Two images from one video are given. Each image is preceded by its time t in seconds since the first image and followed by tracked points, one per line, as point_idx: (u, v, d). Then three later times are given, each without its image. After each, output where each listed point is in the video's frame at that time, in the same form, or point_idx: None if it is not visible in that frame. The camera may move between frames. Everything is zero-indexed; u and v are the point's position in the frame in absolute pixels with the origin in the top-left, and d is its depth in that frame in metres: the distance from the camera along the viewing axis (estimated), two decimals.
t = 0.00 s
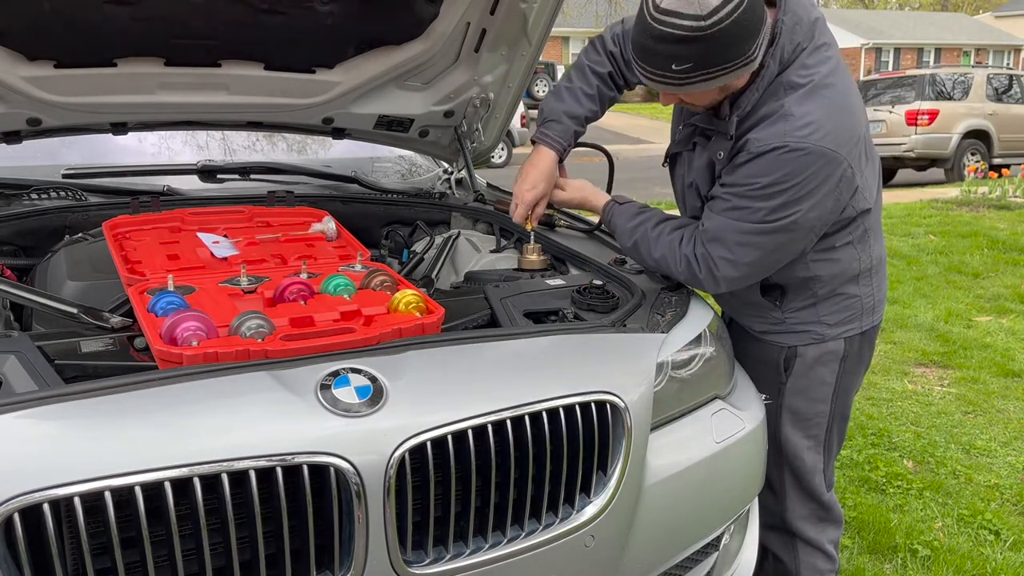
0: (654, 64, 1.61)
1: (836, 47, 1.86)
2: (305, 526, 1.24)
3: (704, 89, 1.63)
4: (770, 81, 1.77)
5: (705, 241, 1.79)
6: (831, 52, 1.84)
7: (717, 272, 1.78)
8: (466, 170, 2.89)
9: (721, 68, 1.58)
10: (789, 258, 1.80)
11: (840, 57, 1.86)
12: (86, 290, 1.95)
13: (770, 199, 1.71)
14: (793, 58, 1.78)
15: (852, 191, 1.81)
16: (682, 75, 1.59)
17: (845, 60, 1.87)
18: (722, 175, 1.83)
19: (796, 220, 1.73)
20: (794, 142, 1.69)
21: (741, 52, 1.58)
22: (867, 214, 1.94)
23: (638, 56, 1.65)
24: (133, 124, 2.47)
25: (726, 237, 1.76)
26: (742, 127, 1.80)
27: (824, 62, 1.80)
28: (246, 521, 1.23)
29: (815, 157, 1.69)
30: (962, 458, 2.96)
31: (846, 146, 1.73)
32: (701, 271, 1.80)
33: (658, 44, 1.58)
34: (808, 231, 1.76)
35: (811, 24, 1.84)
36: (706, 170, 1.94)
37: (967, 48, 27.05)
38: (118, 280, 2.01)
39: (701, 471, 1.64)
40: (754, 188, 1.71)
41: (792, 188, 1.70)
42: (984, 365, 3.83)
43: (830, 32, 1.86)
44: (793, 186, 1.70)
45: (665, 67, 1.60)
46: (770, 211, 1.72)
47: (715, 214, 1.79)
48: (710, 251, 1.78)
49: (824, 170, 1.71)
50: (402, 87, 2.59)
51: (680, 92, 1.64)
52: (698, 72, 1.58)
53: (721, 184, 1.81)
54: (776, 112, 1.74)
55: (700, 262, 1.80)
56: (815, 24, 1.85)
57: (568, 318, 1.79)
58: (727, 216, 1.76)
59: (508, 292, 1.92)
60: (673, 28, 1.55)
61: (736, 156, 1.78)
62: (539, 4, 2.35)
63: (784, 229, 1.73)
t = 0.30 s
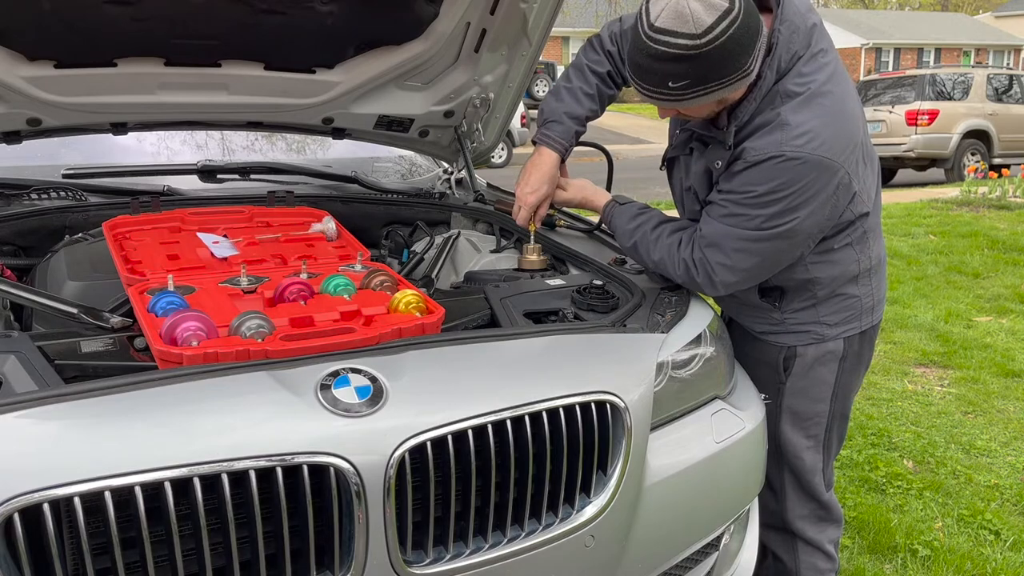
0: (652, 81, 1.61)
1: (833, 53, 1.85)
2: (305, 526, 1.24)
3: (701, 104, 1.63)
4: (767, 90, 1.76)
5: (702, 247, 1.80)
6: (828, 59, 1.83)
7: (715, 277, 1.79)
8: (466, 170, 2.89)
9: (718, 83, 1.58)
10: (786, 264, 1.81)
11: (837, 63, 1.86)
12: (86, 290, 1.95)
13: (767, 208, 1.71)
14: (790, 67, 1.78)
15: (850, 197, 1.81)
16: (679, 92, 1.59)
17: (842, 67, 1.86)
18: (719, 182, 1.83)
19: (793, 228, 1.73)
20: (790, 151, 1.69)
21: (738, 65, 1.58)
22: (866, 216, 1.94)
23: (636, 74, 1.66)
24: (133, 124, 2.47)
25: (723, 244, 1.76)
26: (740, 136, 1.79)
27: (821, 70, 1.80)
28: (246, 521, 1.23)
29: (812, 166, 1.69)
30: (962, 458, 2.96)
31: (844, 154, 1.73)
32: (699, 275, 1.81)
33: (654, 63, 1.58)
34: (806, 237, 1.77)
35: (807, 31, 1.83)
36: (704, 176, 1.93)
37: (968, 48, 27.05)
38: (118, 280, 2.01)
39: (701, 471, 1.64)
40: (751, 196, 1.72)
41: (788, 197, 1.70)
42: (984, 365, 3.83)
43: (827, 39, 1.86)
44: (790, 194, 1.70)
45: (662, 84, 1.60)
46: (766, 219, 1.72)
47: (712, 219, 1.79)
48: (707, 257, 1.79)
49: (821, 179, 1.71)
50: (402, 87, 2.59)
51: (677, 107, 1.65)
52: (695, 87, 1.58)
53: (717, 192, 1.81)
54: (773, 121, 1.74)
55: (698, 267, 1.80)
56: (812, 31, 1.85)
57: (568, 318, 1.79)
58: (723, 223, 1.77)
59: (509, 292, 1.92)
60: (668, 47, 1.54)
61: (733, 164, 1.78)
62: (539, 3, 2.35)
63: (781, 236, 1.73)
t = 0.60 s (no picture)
0: (648, 92, 1.61)
1: (830, 57, 1.85)
2: (305, 526, 1.24)
3: (699, 113, 1.63)
4: (764, 96, 1.75)
5: (700, 251, 1.80)
6: (825, 64, 1.83)
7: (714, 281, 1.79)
8: (466, 169, 2.90)
9: (715, 92, 1.58)
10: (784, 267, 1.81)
11: (834, 66, 1.86)
12: (86, 290, 1.95)
13: (764, 213, 1.71)
14: (787, 72, 1.77)
15: (848, 200, 1.81)
16: (676, 102, 1.59)
17: (838, 70, 1.86)
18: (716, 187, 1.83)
19: (791, 232, 1.73)
20: (788, 157, 1.69)
21: (734, 74, 1.58)
22: (865, 217, 1.94)
23: (633, 85, 1.65)
24: (133, 124, 2.47)
25: (721, 248, 1.76)
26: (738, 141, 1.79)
27: (817, 74, 1.79)
28: (246, 521, 1.23)
29: (810, 171, 1.69)
30: (962, 458, 2.96)
31: (841, 158, 1.73)
32: (698, 279, 1.82)
33: (650, 74, 1.58)
34: (804, 241, 1.77)
35: (804, 36, 1.83)
36: (702, 181, 1.92)
37: (968, 48, 27.06)
38: (118, 280, 2.01)
39: (701, 471, 1.64)
40: (749, 202, 1.72)
41: (786, 203, 1.70)
42: (984, 365, 3.83)
43: (824, 43, 1.85)
44: (788, 200, 1.70)
45: (659, 94, 1.59)
46: (765, 223, 1.72)
47: (710, 224, 1.79)
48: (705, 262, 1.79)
49: (819, 183, 1.71)
50: (402, 87, 2.59)
51: (675, 117, 1.65)
52: (692, 97, 1.58)
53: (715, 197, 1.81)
54: (770, 126, 1.74)
55: (697, 271, 1.81)
56: (808, 35, 1.84)
57: (568, 318, 1.79)
58: (721, 228, 1.77)
59: (509, 292, 1.92)
60: (664, 58, 1.54)
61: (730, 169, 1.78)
62: (539, 3, 2.36)
63: (779, 241, 1.73)
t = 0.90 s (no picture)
0: (648, 104, 1.61)
1: (828, 62, 1.85)
2: (305, 526, 1.24)
3: (699, 122, 1.63)
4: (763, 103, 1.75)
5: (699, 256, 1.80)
6: (823, 69, 1.83)
7: (714, 285, 1.80)
8: (466, 169, 2.90)
9: (715, 102, 1.58)
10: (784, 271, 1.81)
11: (832, 71, 1.85)
12: (86, 290, 1.95)
13: (765, 220, 1.71)
14: (786, 79, 1.77)
15: (848, 203, 1.81)
16: (676, 114, 1.59)
17: (836, 75, 1.86)
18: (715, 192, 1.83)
19: (791, 238, 1.73)
20: (788, 164, 1.69)
21: (734, 84, 1.58)
22: (864, 219, 1.94)
23: (632, 97, 1.65)
24: (133, 124, 2.47)
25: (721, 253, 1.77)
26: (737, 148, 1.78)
27: (816, 80, 1.79)
28: (246, 521, 1.23)
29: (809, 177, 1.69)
30: (962, 458, 2.96)
31: (841, 164, 1.73)
32: (698, 283, 1.82)
33: (650, 87, 1.58)
34: (804, 246, 1.77)
35: (803, 41, 1.82)
36: (701, 186, 1.92)
37: (968, 48, 27.06)
38: (118, 280, 2.01)
39: (701, 471, 1.64)
40: (749, 208, 1.72)
41: (786, 210, 1.70)
42: (984, 365, 3.83)
43: (821, 47, 1.85)
44: (788, 206, 1.70)
45: (659, 106, 1.60)
46: (765, 230, 1.72)
47: (710, 229, 1.79)
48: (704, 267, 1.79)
49: (819, 189, 1.71)
50: (402, 87, 2.59)
51: (675, 127, 1.65)
52: (692, 108, 1.58)
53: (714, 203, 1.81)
54: (770, 132, 1.73)
55: (697, 276, 1.81)
56: (807, 39, 1.84)
57: (568, 318, 1.79)
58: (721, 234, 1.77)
59: (509, 292, 1.92)
60: (664, 71, 1.54)
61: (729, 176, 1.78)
62: (539, 3, 2.36)
63: (779, 247, 1.74)
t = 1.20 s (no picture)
0: (649, 112, 1.61)
1: (827, 66, 1.85)
2: (305, 526, 1.24)
3: (700, 130, 1.63)
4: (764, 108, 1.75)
5: (701, 260, 1.81)
6: (823, 73, 1.83)
7: (715, 289, 1.80)
8: (466, 169, 2.90)
9: (715, 110, 1.58)
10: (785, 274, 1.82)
11: (831, 74, 1.85)
12: (86, 290, 1.95)
13: (766, 225, 1.72)
14: (787, 83, 1.77)
15: (849, 206, 1.81)
16: (677, 121, 1.60)
17: (836, 78, 1.86)
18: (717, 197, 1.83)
19: (793, 242, 1.74)
20: (790, 169, 1.69)
21: (735, 92, 1.58)
22: (865, 220, 1.94)
23: (633, 104, 1.65)
24: (133, 124, 2.47)
25: (723, 257, 1.77)
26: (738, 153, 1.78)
27: (816, 83, 1.79)
28: (246, 521, 1.23)
29: (810, 182, 1.69)
30: (962, 458, 2.96)
31: (842, 168, 1.73)
32: (699, 287, 1.82)
33: (651, 95, 1.58)
34: (805, 250, 1.78)
35: (802, 45, 1.82)
36: (701, 191, 1.92)
37: (968, 48, 27.06)
38: (118, 280, 2.01)
39: (702, 471, 1.64)
40: (751, 214, 1.72)
41: (787, 215, 1.71)
42: (984, 365, 3.83)
43: (821, 50, 1.85)
44: (790, 211, 1.70)
45: (660, 114, 1.60)
46: (767, 235, 1.73)
47: (711, 233, 1.80)
48: (706, 271, 1.80)
49: (820, 194, 1.71)
50: (402, 87, 2.59)
51: (676, 134, 1.65)
52: (693, 116, 1.59)
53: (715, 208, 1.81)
54: (771, 138, 1.73)
55: (699, 279, 1.81)
56: (806, 43, 1.84)
57: (568, 318, 1.79)
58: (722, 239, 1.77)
59: (509, 292, 1.92)
60: (665, 80, 1.54)
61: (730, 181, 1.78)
62: (539, 3, 2.36)
63: (781, 251, 1.74)
